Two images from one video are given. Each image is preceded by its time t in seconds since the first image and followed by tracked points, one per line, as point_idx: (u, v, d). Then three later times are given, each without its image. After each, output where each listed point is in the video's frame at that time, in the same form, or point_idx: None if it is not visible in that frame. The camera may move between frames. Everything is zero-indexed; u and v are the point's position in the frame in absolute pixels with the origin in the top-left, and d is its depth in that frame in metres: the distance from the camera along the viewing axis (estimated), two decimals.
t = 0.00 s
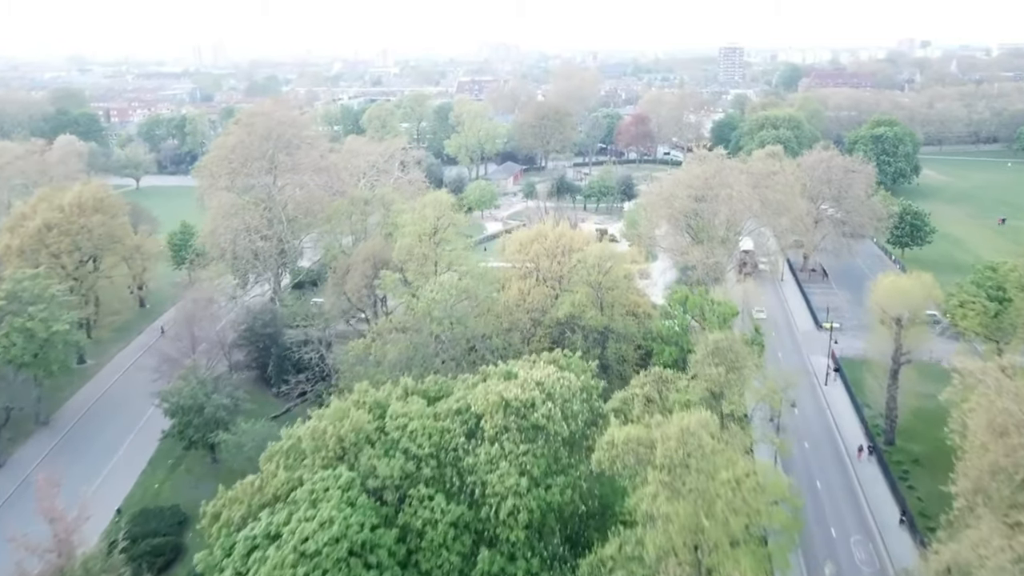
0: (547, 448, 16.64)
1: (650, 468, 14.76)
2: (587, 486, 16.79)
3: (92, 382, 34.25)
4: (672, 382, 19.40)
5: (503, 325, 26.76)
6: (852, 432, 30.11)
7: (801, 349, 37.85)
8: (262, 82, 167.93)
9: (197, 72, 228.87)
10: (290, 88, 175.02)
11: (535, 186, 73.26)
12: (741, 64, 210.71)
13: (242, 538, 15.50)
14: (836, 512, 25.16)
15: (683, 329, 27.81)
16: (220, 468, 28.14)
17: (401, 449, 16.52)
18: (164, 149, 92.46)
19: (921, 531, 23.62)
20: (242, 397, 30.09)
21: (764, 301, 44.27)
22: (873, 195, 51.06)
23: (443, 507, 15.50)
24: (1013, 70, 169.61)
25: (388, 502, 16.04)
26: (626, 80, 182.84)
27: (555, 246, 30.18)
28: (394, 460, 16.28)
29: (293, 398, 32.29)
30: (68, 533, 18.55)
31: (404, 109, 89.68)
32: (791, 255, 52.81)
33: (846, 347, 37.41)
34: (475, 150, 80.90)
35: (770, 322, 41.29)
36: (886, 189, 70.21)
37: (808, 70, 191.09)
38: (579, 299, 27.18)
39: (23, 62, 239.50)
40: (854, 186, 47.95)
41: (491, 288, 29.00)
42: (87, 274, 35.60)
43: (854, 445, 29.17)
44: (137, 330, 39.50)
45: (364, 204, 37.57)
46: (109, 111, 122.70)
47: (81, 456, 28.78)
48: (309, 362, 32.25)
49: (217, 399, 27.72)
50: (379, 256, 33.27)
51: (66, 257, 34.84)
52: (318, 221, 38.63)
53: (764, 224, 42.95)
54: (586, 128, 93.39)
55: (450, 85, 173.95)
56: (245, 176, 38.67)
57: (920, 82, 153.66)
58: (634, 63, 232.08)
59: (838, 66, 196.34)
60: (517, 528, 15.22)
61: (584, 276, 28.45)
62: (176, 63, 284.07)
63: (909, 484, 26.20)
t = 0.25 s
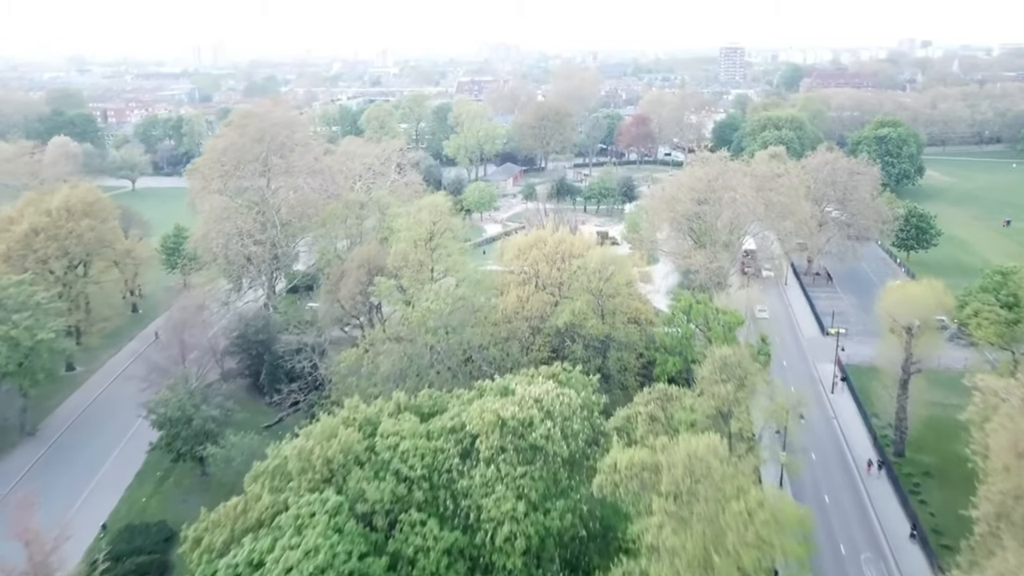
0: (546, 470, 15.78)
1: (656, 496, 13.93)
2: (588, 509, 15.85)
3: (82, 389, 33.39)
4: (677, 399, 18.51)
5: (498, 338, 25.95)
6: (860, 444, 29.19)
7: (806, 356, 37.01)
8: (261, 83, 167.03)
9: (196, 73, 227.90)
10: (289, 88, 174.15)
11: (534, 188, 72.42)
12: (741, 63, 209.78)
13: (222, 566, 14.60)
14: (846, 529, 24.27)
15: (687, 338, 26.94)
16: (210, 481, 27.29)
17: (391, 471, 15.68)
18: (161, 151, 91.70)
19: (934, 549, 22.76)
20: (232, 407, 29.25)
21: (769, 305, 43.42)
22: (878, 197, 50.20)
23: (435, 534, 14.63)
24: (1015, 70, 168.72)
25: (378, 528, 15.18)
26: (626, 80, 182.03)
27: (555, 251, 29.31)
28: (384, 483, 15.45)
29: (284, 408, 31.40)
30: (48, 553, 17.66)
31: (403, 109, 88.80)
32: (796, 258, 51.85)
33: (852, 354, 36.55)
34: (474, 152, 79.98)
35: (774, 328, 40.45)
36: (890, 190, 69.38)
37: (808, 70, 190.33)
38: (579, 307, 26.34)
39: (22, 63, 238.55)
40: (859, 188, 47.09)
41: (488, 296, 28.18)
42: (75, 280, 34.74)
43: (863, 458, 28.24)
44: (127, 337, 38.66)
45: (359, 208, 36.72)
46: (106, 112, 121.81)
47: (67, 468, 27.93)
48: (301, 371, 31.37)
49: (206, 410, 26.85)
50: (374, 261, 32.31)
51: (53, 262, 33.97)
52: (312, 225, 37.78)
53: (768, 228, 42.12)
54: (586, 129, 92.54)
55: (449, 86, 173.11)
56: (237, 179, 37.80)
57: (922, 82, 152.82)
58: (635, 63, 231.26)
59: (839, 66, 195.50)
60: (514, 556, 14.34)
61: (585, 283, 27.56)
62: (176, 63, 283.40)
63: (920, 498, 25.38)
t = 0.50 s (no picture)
0: (544, 494, 14.93)
1: (663, 527, 13.31)
2: (589, 536, 14.98)
3: (69, 399, 32.46)
4: (682, 418, 17.62)
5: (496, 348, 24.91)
6: (871, 458, 28.16)
7: (811, 363, 36.10)
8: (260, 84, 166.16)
9: (195, 73, 227.11)
10: (288, 88, 173.28)
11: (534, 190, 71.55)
12: (742, 63, 208.76)
13: None
14: (857, 548, 23.34)
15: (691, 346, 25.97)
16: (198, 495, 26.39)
17: (381, 496, 14.83)
18: (158, 153, 90.92)
19: (948, 567, 21.90)
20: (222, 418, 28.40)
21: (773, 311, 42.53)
22: (883, 199, 49.34)
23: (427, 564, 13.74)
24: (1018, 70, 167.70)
25: (367, 557, 14.28)
26: (627, 80, 181.20)
27: (554, 257, 28.44)
28: (374, 508, 14.60)
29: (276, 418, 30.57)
30: None
31: (402, 110, 87.92)
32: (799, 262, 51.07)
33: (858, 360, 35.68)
34: (473, 153, 79.00)
35: (779, 334, 39.59)
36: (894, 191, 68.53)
37: (810, 70, 189.45)
38: (579, 315, 25.48)
39: (21, 63, 237.67)
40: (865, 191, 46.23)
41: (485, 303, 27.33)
42: (63, 286, 33.95)
43: (873, 472, 27.25)
44: (117, 344, 37.82)
45: (354, 212, 35.89)
46: (103, 113, 120.92)
47: (51, 482, 27.09)
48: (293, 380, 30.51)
49: (194, 422, 25.99)
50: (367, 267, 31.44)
51: (40, 268, 33.20)
52: (306, 230, 36.95)
53: (772, 232, 41.27)
54: (587, 129, 91.68)
55: (449, 86, 172.27)
56: (230, 182, 36.99)
57: (924, 82, 151.91)
58: (635, 63, 230.35)
59: (841, 66, 194.56)
60: None
61: (586, 290, 26.70)
62: (175, 63, 282.52)
63: (933, 513, 24.53)
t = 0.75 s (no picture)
0: (543, 522, 14.10)
1: (668, 563, 12.74)
2: (589, 567, 14.23)
3: (56, 409, 31.60)
4: (689, 437, 16.79)
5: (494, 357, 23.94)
6: (882, 474, 27.17)
7: (817, 370, 35.21)
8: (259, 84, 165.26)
9: (195, 74, 226.59)
10: (287, 89, 172.47)
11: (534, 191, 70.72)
12: (743, 63, 207.80)
13: None
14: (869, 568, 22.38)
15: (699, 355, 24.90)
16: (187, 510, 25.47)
17: (372, 524, 14.03)
18: (155, 156, 90.27)
19: None
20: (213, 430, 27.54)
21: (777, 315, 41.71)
22: (889, 201, 48.48)
23: None
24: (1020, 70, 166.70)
25: None
26: (627, 80, 180.38)
27: (554, 264, 27.67)
28: (362, 537, 13.74)
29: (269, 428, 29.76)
30: None
31: (401, 110, 87.07)
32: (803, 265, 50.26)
33: (865, 369, 34.80)
34: (472, 154, 77.96)
35: (783, 339, 38.79)
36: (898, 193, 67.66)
37: (811, 69, 188.63)
38: (580, 323, 24.69)
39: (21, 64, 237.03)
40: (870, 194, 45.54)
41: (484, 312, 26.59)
42: (50, 292, 33.24)
43: (885, 489, 26.26)
44: (108, 351, 36.97)
45: (349, 216, 35.08)
46: (101, 114, 120.07)
47: (34, 496, 26.26)
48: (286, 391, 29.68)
49: (182, 435, 25.12)
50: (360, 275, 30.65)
51: (27, 274, 32.42)
52: (300, 235, 36.17)
53: (776, 236, 40.43)
54: (587, 130, 90.85)
55: (449, 86, 171.53)
56: (223, 185, 36.16)
57: (926, 82, 151.01)
58: (636, 63, 229.69)
59: (842, 66, 193.76)
60: None
61: (586, 298, 25.91)
62: (175, 63, 281.82)
63: (945, 529, 23.74)
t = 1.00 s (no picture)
0: (541, 554, 13.25)
1: None
2: None
3: (41, 419, 30.65)
4: (695, 460, 15.93)
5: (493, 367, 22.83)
6: (894, 490, 26.21)
7: (824, 378, 34.32)
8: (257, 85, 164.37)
9: (193, 74, 225.80)
10: (285, 89, 171.61)
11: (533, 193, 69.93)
12: (744, 63, 206.86)
13: None
14: None
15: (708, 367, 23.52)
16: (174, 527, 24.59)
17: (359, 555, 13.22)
18: (151, 157, 89.45)
19: None
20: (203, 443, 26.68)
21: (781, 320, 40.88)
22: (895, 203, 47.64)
23: None
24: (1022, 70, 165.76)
25: None
26: (628, 81, 179.61)
27: (553, 271, 26.85)
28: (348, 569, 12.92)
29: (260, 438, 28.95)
30: None
31: (399, 111, 86.27)
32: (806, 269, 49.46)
33: (872, 377, 33.96)
34: (472, 155, 77.13)
35: (788, 345, 37.97)
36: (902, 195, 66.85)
37: (812, 70, 187.85)
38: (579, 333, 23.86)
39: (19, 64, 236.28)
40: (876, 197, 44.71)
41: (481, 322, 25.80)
42: (37, 298, 32.38)
43: (897, 506, 25.30)
44: (97, 358, 36.12)
45: (345, 220, 34.24)
46: (97, 115, 119.19)
47: (17, 511, 25.38)
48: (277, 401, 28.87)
49: (169, 449, 24.24)
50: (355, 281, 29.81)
51: (13, 280, 31.55)
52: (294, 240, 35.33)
53: (781, 239, 39.59)
54: (587, 131, 90.05)
55: (448, 86, 170.72)
56: (215, 188, 35.34)
57: (928, 83, 150.13)
58: (636, 63, 228.85)
59: (843, 66, 192.94)
60: None
61: (587, 306, 25.06)
62: (174, 64, 280.97)
63: (959, 547, 22.88)
